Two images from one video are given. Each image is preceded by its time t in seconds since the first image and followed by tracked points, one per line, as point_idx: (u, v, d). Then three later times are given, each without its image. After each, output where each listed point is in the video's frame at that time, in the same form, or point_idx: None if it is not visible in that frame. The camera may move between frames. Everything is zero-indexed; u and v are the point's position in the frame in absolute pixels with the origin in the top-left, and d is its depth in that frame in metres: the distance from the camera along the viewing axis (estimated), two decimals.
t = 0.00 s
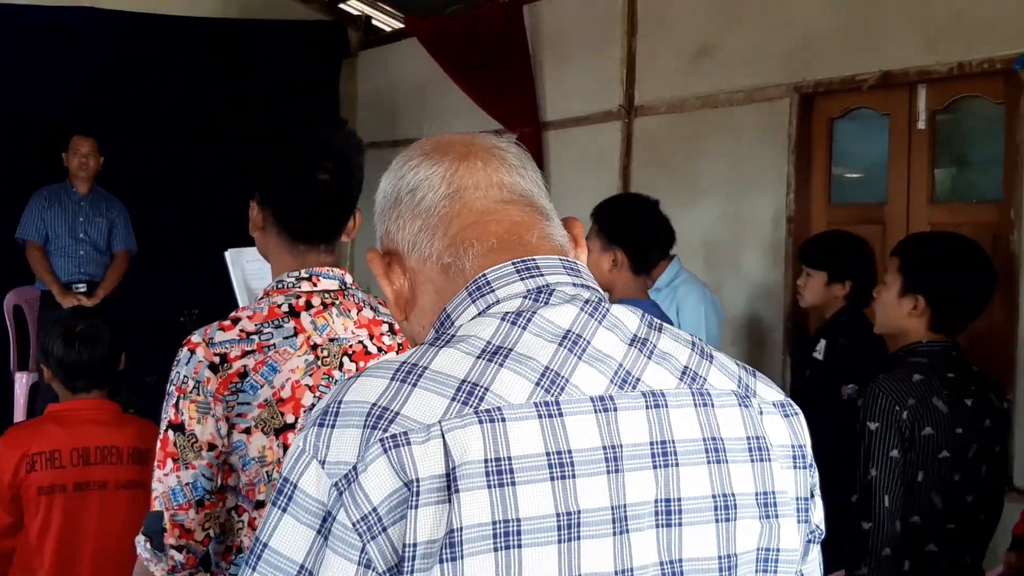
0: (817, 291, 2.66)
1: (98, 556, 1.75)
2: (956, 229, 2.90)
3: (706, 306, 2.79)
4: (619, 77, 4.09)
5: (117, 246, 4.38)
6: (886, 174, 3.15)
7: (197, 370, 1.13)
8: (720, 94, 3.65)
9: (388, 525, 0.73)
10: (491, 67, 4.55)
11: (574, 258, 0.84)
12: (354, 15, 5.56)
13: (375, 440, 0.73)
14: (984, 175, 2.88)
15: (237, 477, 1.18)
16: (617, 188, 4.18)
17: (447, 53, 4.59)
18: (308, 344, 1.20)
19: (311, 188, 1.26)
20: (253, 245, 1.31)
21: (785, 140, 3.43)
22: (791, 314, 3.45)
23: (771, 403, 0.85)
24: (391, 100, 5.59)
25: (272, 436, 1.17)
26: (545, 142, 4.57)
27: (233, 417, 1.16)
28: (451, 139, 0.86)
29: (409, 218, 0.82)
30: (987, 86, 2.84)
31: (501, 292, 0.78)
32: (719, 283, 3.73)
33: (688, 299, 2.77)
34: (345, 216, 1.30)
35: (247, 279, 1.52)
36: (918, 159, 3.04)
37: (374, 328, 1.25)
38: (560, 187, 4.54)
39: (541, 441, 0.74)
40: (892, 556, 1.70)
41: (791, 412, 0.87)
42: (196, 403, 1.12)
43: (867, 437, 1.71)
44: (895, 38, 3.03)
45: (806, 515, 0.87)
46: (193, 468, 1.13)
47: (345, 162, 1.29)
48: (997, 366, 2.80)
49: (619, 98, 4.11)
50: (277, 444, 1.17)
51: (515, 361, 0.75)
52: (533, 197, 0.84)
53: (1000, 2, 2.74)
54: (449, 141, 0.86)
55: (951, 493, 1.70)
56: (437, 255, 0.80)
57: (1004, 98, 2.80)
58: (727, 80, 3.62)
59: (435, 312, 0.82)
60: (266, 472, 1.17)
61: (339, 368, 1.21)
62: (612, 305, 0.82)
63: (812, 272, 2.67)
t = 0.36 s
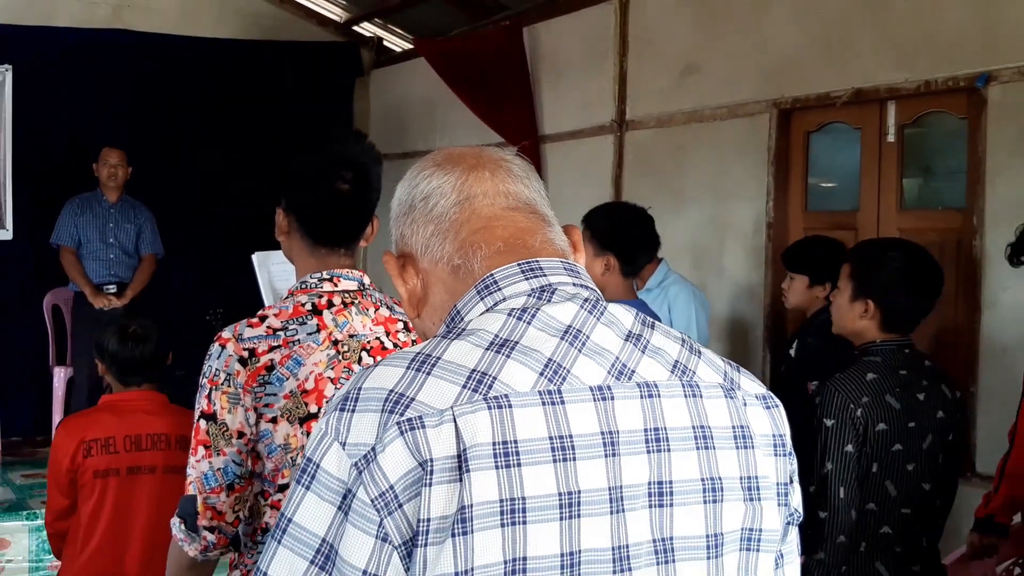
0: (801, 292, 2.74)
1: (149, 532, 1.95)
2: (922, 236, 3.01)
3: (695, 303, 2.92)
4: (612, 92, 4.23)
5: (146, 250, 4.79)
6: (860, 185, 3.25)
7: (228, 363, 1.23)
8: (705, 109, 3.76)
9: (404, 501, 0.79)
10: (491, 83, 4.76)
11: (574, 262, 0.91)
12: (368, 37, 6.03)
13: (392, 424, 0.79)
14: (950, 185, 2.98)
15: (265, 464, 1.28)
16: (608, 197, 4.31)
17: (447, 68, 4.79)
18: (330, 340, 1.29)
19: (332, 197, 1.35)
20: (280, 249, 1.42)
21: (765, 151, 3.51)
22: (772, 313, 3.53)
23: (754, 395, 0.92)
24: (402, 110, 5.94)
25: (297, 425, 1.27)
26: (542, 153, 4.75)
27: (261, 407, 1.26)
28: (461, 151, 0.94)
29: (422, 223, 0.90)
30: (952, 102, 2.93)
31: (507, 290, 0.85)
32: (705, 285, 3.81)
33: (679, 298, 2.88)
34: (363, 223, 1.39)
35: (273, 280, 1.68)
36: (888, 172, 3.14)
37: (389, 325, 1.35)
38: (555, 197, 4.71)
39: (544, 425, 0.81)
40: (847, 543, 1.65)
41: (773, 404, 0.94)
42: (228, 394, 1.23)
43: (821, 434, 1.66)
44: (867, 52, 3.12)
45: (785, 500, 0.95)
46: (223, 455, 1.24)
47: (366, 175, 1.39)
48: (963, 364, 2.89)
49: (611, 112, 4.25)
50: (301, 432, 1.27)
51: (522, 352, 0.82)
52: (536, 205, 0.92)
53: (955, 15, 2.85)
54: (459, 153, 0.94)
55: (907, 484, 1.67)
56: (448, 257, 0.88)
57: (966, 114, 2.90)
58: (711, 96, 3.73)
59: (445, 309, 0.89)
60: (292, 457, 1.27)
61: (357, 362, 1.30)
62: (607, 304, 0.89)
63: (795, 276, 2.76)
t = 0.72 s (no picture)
0: (789, 291, 2.76)
1: (160, 528, 1.97)
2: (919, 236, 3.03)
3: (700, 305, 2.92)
4: (611, 95, 4.26)
5: (145, 250, 4.76)
6: (855, 186, 3.27)
7: (231, 364, 1.24)
8: (703, 111, 3.78)
9: (411, 499, 0.79)
10: (492, 86, 4.79)
11: (581, 263, 0.92)
12: (369, 40, 6.05)
13: (401, 422, 0.80)
14: (946, 186, 3.00)
15: (268, 463, 1.28)
16: (608, 199, 4.33)
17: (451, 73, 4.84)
18: (331, 340, 1.29)
19: (333, 199, 1.36)
20: (282, 250, 1.42)
21: (762, 153, 3.53)
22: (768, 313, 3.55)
23: (757, 395, 0.93)
24: (403, 113, 5.95)
25: (300, 424, 1.27)
26: (543, 156, 4.76)
27: (265, 407, 1.26)
28: (471, 152, 0.95)
29: (431, 224, 0.91)
30: (948, 103, 2.95)
31: (514, 291, 0.86)
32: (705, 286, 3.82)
33: (685, 300, 2.90)
34: (364, 224, 1.39)
35: (273, 282, 1.68)
36: (884, 173, 3.16)
37: (391, 325, 1.35)
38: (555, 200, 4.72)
39: (550, 425, 0.81)
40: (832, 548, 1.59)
41: (776, 404, 0.95)
42: (231, 394, 1.24)
43: (805, 441, 1.61)
44: (863, 54, 3.14)
45: (787, 499, 0.96)
46: (226, 455, 1.25)
47: (366, 176, 1.39)
48: (959, 363, 2.92)
49: (610, 115, 4.27)
50: (305, 432, 1.27)
51: (528, 353, 0.83)
52: (545, 207, 0.92)
53: (950, 17, 2.87)
54: (469, 154, 0.94)
55: (894, 486, 1.63)
56: (456, 257, 0.89)
57: (961, 116, 2.93)
58: (709, 99, 3.75)
59: (453, 309, 0.90)
60: (294, 457, 1.28)
61: (359, 362, 1.30)
62: (614, 305, 0.90)
63: (781, 274, 2.77)
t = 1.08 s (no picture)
0: (777, 292, 2.73)
1: (151, 534, 1.90)
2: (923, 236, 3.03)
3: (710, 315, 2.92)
4: (615, 96, 4.25)
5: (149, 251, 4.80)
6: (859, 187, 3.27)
7: (235, 365, 1.23)
8: (708, 111, 3.78)
9: (417, 501, 0.79)
10: (498, 86, 4.78)
11: (587, 264, 0.92)
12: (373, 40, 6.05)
13: (406, 424, 0.79)
14: (950, 187, 3.00)
15: (271, 464, 1.28)
16: (613, 199, 4.33)
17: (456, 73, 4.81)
18: (334, 341, 1.29)
19: (336, 200, 1.36)
20: (284, 250, 1.42)
21: (766, 153, 3.53)
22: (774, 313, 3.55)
23: (764, 396, 0.93)
24: (408, 113, 5.95)
25: (304, 425, 1.27)
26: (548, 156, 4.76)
27: (268, 408, 1.26)
28: (477, 152, 0.95)
29: (438, 224, 0.91)
30: (952, 104, 2.95)
31: (521, 291, 0.86)
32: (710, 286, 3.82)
33: (698, 305, 2.89)
34: (366, 225, 1.40)
35: (275, 282, 1.68)
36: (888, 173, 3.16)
37: (393, 326, 1.35)
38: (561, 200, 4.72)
39: (556, 426, 0.81)
40: (839, 552, 1.60)
41: (783, 406, 0.95)
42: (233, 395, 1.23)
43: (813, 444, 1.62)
44: (868, 55, 3.14)
45: (793, 500, 0.96)
46: (228, 455, 1.24)
47: (369, 177, 1.40)
48: (965, 363, 2.92)
49: (615, 115, 4.27)
50: (309, 433, 1.28)
51: (534, 354, 0.83)
52: (552, 207, 0.92)
53: (955, 18, 2.86)
54: (476, 154, 0.94)
55: (902, 489, 1.62)
56: (463, 258, 0.88)
57: (966, 117, 2.92)
58: (714, 99, 3.75)
59: (460, 309, 0.90)
60: (297, 458, 1.28)
61: (362, 363, 1.30)
62: (620, 306, 0.90)
63: (771, 275, 2.75)
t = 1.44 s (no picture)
0: (769, 292, 2.70)
1: (125, 532, 1.91)
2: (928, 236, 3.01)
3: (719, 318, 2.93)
4: (618, 95, 4.24)
5: (149, 249, 4.81)
6: (863, 185, 3.26)
7: (231, 365, 1.24)
8: (711, 110, 3.77)
9: (417, 503, 0.79)
10: (500, 86, 4.77)
11: (588, 263, 0.92)
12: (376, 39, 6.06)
13: (406, 426, 0.79)
14: (956, 186, 2.99)
15: (269, 463, 1.28)
16: (616, 198, 4.32)
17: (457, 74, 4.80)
18: (332, 340, 1.29)
19: (337, 200, 1.36)
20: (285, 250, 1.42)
21: (771, 152, 3.52)
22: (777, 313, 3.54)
23: (765, 396, 0.92)
24: (411, 111, 5.94)
25: (300, 425, 1.27)
26: (551, 155, 4.75)
27: (265, 407, 1.26)
28: (475, 151, 0.94)
29: (437, 224, 0.91)
30: (956, 104, 2.94)
31: (520, 292, 0.86)
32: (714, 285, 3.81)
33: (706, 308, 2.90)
34: (367, 224, 1.40)
35: (278, 280, 1.69)
36: (893, 172, 3.15)
37: (391, 326, 1.35)
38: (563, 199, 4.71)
39: (556, 427, 0.81)
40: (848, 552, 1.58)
41: (784, 405, 0.95)
42: (229, 395, 1.24)
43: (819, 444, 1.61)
44: (871, 54, 3.12)
45: (796, 500, 0.95)
46: (223, 454, 1.24)
47: (369, 177, 1.39)
48: (969, 363, 2.91)
49: (618, 114, 4.26)
50: (305, 432, 1.27)
51: (534, 355, 0.83)
52: (550, 206, 0.92)
53: (959, 17, 2.85)
54: (473, 154, 0.94)
55: (911, 490, 1.61)
56: (462, 257, 0.88)
57: (971, 115, 2.91)
58: (718, 98, 3.74)
59: (460, 309, 0.90)
60: (295, 457, 1.28)
61: (360, 362, 1.30)
62: (620, 306, 0.90)
63: (764, 274, 2.71)
